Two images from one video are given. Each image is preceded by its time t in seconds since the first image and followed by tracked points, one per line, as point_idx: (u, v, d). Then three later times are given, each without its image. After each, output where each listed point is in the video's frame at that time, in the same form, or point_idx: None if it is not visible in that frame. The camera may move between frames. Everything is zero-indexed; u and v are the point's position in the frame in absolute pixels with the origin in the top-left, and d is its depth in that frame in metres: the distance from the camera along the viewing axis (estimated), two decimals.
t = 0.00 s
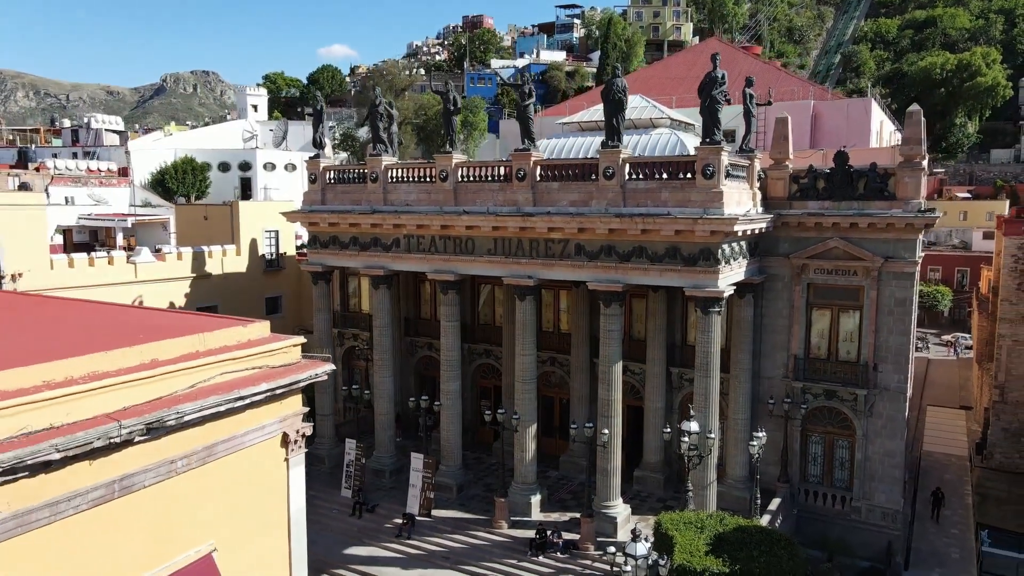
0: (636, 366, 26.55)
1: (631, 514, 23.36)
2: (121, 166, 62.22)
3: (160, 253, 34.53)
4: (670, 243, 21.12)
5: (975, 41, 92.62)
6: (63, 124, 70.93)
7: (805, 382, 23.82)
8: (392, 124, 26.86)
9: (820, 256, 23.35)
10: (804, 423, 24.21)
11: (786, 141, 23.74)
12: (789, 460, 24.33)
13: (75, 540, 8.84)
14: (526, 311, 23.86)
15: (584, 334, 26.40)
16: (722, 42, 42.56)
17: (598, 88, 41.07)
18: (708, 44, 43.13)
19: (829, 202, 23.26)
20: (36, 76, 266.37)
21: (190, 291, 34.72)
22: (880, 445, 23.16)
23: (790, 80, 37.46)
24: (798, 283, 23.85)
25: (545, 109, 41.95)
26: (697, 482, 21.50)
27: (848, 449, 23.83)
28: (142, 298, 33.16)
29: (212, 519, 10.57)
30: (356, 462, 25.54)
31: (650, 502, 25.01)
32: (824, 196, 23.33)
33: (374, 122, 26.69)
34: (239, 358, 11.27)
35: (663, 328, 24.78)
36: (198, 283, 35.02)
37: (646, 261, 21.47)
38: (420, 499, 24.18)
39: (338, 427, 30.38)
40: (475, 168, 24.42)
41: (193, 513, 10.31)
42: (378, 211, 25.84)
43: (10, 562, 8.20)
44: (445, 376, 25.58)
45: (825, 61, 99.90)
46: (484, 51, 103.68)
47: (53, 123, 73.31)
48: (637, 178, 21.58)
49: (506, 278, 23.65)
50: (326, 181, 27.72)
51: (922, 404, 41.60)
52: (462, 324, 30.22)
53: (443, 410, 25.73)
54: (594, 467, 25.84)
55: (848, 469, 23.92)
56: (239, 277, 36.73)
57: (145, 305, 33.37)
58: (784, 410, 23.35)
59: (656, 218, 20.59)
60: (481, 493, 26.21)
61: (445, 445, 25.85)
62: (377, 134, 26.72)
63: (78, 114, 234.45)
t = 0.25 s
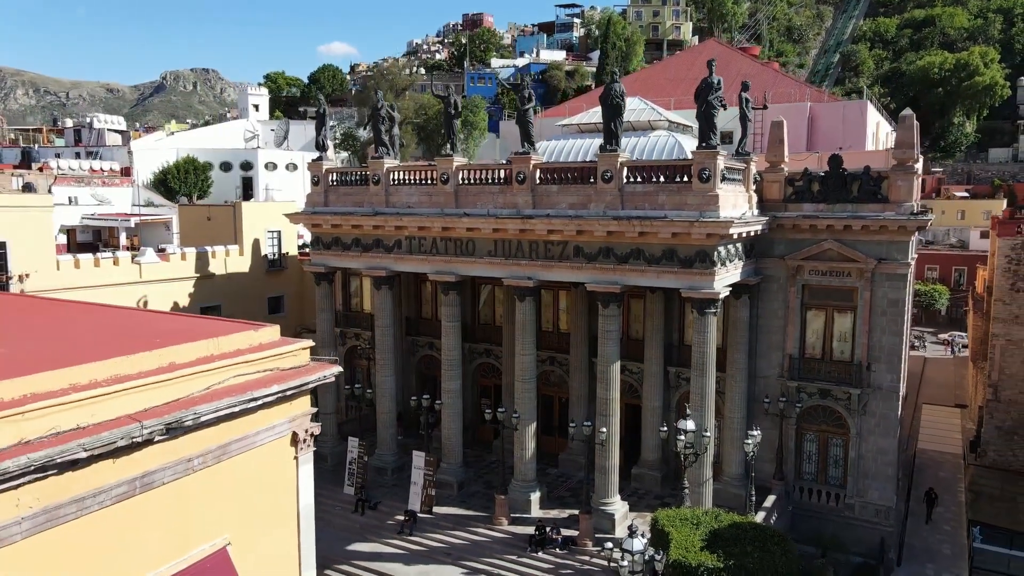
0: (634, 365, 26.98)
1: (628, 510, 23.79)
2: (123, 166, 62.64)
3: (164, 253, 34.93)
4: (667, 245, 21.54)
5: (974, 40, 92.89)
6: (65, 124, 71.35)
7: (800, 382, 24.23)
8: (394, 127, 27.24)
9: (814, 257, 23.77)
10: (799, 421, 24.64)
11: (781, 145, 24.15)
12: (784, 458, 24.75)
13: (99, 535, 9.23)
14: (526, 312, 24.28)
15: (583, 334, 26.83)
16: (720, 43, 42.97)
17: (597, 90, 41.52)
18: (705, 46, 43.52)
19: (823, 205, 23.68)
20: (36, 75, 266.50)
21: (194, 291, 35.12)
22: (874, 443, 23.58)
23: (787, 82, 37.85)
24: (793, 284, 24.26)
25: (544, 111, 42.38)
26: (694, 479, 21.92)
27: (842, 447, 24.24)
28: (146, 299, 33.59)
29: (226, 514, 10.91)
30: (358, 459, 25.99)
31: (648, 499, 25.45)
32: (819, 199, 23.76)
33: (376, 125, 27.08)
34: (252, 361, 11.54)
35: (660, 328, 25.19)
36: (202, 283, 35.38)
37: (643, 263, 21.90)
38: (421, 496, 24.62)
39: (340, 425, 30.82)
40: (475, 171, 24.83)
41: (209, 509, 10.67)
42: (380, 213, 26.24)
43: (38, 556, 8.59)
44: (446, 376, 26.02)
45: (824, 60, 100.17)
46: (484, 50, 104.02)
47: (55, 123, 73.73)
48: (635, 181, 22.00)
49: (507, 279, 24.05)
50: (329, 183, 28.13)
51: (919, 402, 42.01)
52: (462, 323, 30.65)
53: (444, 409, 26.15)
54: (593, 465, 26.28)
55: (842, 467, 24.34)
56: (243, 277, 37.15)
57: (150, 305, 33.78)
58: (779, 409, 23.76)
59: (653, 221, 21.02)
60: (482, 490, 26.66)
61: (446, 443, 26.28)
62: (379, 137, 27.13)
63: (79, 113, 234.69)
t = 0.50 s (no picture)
0: (632, 365, 27.40)
1: (626, 507, 24.24)
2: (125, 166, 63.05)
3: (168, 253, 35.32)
4: (664, 248, 21.96)
5: (972, 40, 93.16)
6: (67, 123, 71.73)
7: (795, 381, 24.65)
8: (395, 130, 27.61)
9: (809, 259, 24.18)
10: (793, 420, 25.07)
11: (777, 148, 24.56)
12: (779, 456, 25.18)
13: (119, 530, 9.67)
14: (525, 312, 24.70)
15: (582, 334, 27.26)
16: (718, 45, 43.37)
17: (596, 91, 41.96)
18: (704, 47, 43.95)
19: (818, 208, 24.10)
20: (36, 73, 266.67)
21: (197, 290, 35.52)
22: (867, 442, 24.01)
23: (784, 84, 38.29)
24: (788, 285, 24.66)
25: (544, 111, 42.80)
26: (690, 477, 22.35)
27: (836, 445, 24.67)
28: (151, 299, 33.98)
29: (238, 510, 11.32)
30: (360, 457, 26.43)
31: (645, 496, 25.89)
32: (813, 201, 24.18)
33: (378, 127, 27.47)
34: (262, 364, 11.93)
35: (658, 328, 25.61)
36: (205, 283, 35.82)
37: (641, 265, 22.31)
38: (422, 494, 25.07)
39: (343, 424, 31.26)
40: (476, 173, 25.23)
41: (222, 506, 11.08)
42: (382, 214, 26.64)
43: (63, 550, 9.01)
44: (446, 375, 26.43)
45: (823, 60, 100.50)
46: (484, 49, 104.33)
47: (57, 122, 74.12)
48: (633, 184, 22.40)
49: (506, 280, 24.47)
50: (331, 185, 28.55)
51: (915, 400, 42.44)
52: (463, 323, 31.07)
53: (445, 408, 26.57)
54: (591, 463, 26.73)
55: (836, 465, 24.77)
56: (245, 276, 37.57)
57: (155, 304, 34.18)
58: (775, 408, 24.18)
59: (650, 224, 21.43)
60: (482, 487, 27.10)
61: (446, 441, 26.71)
62: (381, 139, 27.53)
63: (79, 111, 234.91)
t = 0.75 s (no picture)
0: (630, 364, 27.82)
1: (623, 505, 24.67)
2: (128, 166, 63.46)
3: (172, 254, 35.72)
4: (661, 250, 22.36)
5: (971, 39, 93.39)
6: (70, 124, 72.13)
7: (790, 381, 25.07)
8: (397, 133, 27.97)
9: (804, 261, 24.58)
10: (789, 419, 25.48)
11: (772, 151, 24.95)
12: (775, 454, 25.60)
13: (138, 526, 10.09)
14: (525, 313, 25.10)
15: (581, 334, 27.68)
16: (716, 46, 43.77)
17: (595, 92, 42.34)
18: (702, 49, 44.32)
19: (813, 210, 24.50)
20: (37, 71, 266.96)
21: (200, 291, 35.93)
22: (860, 440, 24.43)
23: (781, 87, 38.64)
24: (783, 287, 25.06)
25: (543, 113, 43.19)
26: (686, 475, 22.77)
27: (831, 444, 25.09)
28: (155, 299, 34.38)
29: (249, 507, 11.74)
30: (362, 456, 26.86)
31: (643, 494, 26.32)
32: (808, 204, 24.59)
33: (379, 130, 27.86)
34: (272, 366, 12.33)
35: (655, 328, 26.02)
36: (209, 283, 36.23)
37: (638, 267, 22.73)
38: (424, 491, 25.50)
39: (345, 422, 31.70)
40: (476, 176, 25.62)
41: (234, 503, 11.50)
42: (384, 217, 27.02)
43: (86, 545, 9.44)
44: (447, 374, 26.84)
45: (822, 59, 100.75)
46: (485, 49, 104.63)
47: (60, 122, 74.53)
48: (631, 187, 22.79)
49: (506, 281, 24.87)
50: (334, 188, 28.95)
51: (910, 399, 42.86)
52: (463, 323, 31.48)
53: (446, 407, 26.99)
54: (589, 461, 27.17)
55: (830, 463, 25.19)
56: (248, 276, 37.97)
57: (159, 305, 34.58)
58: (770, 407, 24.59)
59: (647, 227, 21.84)
60: (482, 485, 27.53)
61: (447, 439, 27.13)
62: (383, 142, 27.93)
63: (80, 110, 235.11)
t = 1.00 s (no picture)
0: (627, 364, 28.25)
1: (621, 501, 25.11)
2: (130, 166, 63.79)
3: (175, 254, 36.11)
4: (658, 252, 22.78)
5: (969, 38, 93.62)
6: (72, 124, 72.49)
7: (785, 380, 25.50)
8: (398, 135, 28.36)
9: (799, 262, 25.00)
10: (784, 417, 25.92)
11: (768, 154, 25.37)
12: (770, 452, 26.03)
13: (156, 521, 10.51)
14: (525, 314, 25.52)
15: (580, 334, 28.10)
16: (714, 48, 44.14)
17: (594, 93, 42.72)
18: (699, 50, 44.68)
19: (808, 213, 24.90)
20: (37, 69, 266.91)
21: (204, 290, 36.35)
22: (854, 438, 24.87)
23: (778, 89, 39.06)
24: (779, 287, 25.47)
25: (542, 114, 43.59)
26: (683, 472, 23.21)
27: (825, 442, 25.53)
28: (159, 298, 34.76)
29: (259, 504, 12.17)
30: (364, 454, 27.30)
31: (640, 491, 26.75)
32: (803, 206, 25.00)
33: (381, 133, 28.24)
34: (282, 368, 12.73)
35: (653, 328, 26.42)
36: (212, 283, 36.65)
37: (636, 268, 23.14)
38: (425, 489, 25.93)
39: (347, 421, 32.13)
40: (477, 179, 26.02)
41: (246, 500, 11.92)
42: (386, 218, 27.42)
43: (109, 538, 9.88)
44: (448, 374, 27.25)
45: (821, 58, 101.01)
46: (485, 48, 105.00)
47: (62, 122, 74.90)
48: (629, 190, 23.19)
49: (507, 282, 25.29)
50: (336, 189, 29.34)
51: (906, 397, 43.30)
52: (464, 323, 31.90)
53: (447, 406, 27.40)
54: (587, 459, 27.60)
55: (825, 460, 25.62)
56: (250, 276, 38.38)
57: (163, 304, 34.99)
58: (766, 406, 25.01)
59: (645, 230, 22.25)
60: (482, 483, 27.98)
61: (448, 438, 27.56)
62: (385, 145, 28.32)
63: (80, 108, 235.43)
